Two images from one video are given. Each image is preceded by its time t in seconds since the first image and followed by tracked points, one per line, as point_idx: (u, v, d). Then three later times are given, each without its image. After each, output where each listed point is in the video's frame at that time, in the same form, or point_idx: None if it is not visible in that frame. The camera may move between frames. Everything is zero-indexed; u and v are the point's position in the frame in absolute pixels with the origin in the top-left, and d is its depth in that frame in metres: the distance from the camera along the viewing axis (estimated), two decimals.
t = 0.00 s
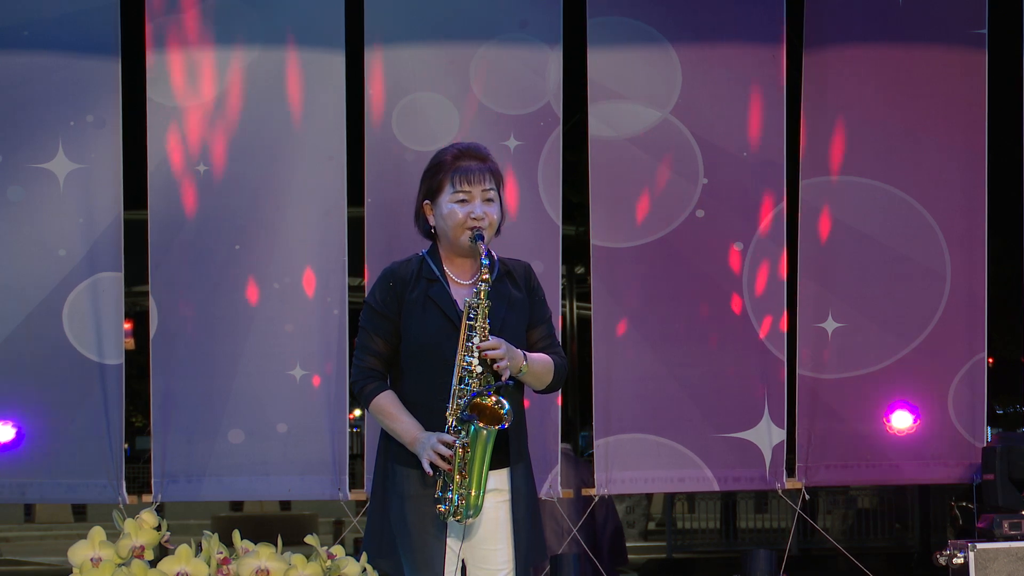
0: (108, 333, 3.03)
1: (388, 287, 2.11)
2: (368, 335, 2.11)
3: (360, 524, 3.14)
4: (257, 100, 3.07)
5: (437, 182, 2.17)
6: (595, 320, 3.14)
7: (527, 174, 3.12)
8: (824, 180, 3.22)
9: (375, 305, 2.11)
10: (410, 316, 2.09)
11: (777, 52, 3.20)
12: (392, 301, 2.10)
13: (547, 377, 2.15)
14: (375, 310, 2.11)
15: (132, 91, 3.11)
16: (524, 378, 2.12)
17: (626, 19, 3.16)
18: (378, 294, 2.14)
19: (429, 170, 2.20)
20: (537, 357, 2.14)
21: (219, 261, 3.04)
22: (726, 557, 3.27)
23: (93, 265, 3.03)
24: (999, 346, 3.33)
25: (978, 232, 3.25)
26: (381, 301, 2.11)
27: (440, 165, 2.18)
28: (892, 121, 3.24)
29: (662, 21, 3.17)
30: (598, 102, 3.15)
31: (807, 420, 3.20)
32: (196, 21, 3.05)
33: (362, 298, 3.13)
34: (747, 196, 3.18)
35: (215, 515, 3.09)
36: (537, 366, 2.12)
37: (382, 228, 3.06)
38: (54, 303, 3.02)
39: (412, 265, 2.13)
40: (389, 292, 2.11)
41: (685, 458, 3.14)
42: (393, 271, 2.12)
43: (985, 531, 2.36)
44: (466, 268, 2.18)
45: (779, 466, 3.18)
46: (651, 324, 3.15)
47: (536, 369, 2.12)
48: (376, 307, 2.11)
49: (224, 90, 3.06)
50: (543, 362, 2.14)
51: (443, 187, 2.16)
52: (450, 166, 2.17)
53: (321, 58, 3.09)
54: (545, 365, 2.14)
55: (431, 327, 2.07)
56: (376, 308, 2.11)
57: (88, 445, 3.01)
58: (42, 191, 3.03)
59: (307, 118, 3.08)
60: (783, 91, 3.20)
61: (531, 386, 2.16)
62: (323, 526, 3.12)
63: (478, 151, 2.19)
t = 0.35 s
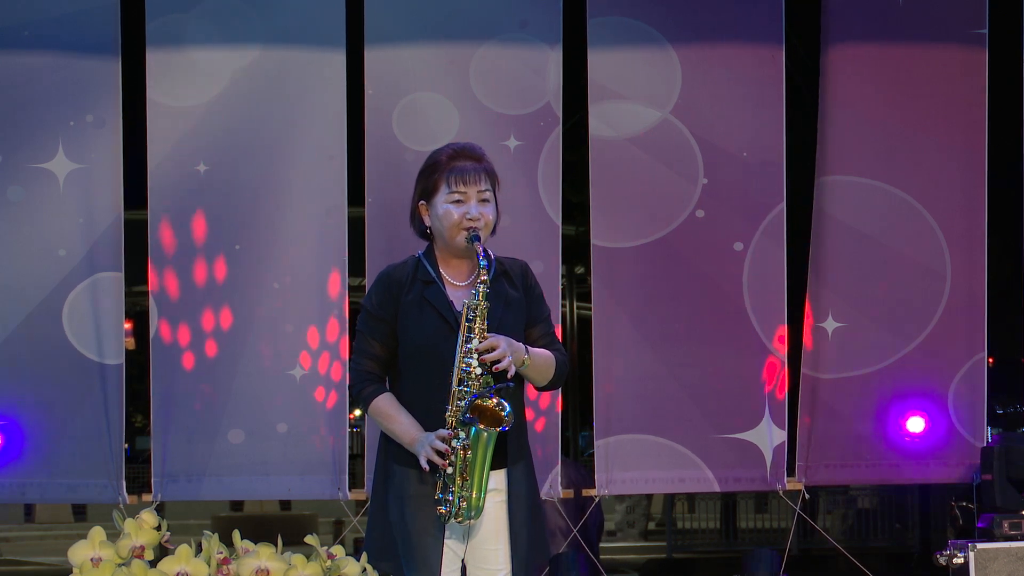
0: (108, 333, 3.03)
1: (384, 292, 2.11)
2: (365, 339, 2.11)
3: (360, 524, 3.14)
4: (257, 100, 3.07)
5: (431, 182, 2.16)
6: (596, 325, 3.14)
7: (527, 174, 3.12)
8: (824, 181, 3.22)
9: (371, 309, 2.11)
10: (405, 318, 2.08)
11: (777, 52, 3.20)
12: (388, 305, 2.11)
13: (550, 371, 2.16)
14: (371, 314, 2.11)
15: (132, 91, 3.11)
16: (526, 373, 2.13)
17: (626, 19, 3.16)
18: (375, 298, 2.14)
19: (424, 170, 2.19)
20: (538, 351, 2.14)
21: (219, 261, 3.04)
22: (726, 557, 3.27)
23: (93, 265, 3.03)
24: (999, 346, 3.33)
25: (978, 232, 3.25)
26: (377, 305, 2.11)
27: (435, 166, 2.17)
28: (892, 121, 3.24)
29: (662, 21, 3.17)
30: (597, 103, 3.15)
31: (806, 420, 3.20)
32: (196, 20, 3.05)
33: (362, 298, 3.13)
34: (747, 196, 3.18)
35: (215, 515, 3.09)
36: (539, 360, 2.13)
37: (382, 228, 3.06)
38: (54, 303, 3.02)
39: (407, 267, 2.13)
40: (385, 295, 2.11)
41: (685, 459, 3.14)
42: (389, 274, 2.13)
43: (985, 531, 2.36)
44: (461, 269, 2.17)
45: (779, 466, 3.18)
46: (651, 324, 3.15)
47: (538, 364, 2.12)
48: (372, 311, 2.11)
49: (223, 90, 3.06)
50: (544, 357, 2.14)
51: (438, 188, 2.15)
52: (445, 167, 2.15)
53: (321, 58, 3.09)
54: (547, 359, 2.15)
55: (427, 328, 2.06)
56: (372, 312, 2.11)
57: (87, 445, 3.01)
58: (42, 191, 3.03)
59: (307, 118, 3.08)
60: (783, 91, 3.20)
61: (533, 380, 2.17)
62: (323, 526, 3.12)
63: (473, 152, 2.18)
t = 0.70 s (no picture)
0: (108, 333, 3.03)
1: (381, 294, 2.11)
2: (364, 342, 2.11)
3: (360, 523, 3.15)
4: (256, 100, 3.07)
5: (429, 182, 2.16)
6: (595, 324, 3.14)
7: (527, 174, 3.12)
8: (825, 181, 3.22)
9: (369, 312, 2.12)
10: (403, 320, 2.08)
11: (777, 52, 3.20)
12: (386, 307, 2.11)
13: (547, 371, 2.15)
14: (369, 316, 2.11)
15: (132, 91, 3.11)
16: (524, 374, 2.12)
17: (626, 19, 3.16)
18: (373, 300, 2.14)
19: (421, 171, 2.19)
20: (536, 351, 2.14)
21: (219, 261, 3.04)
22: (726, 558, 3.27)
23: (93, 264, 3.03)
24: (999, 346, 3.33)
25: (978, 232, 3.25)
26: (374, 307, 2.11)
27: (433, 166, 2.17)
28: (892, 121, 3.24)
29: (662, 21, 3.17)
30: (597, 102, 3.15)
31: (806, 420, 3.20)
32: (196, 21, 3.05)
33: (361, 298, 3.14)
34: (747, 196, 3.18)
35: (215, 515, 3.09)
36: (536, 360, 2.12)
37: (382, 229, 3.06)
38: (54, 303, 3.02)
39: (405, 269, 2.13)
40: (382, 297, 2.11)
41: (685, 459, 3.14)
42: (386, 276, 2.13)
43: (985, 531, 2.37)
44: (458, 269, 2.17)
45: (778, 466, 3.18)
46: (651, 324, 3.15)
47: (535, 364, 2.12)
48: (370, 313, 2.12)
49: (223, 90, 3.06)
50: (542, 357, 2.14)
51: (435, 188, 2.15)
52: (442, 167, 2.15)
53: (321, 58, 3.09)
54: (545, 359, 2.15)
55: (425, 329, 2.06)
56: (370, 314, 2.11)
57: (86, 445, 3.01)
58: (42, 191, 3.03)
59: (307, 118, 3.08)
60: (783, 91, 3.20)
61: (529, 381, 2.16)
62: (324, 526, 3.12)
63: (470, 151, 2.18)
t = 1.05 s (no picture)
0: (108, 333, 3.03)
1: (379, 297, 2.12)
2: (364, 345, 2.12)
3: (361, 524, 3.15)
4: (256, 100, 3.07)
5: (426, 182, 2.16)
6: (601, 319, 3.14)
7: (527, 174, 3.12)
8: (825, 181, 3.22)
9: (368, 315, 2.12)
10: (401, 321, 2.09)
11: (777, 52, 3.20)
12: (385, 310, 2.11)
13: (549, 366, 2.15)
14: (368, 319, 2.12)
15: (132, 91, 3.11)
16: (525, 369, 2.12)
17: (625, 19, 3.16)
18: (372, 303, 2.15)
19: (419, 170, 2.19)
20: (537, 347, 2.13)
21: (219, 261, 3.04)
22: (726, 558, 3.27)
23: (93, 264, 3.03)
24: (999, 346, 3.33)
25: (978, 232, 3.25)
26: (373, 310, 2.12)
27: (430, 165, 2.17)
28: (892, 121, 3.24)
29: (662, 21, 3.17)
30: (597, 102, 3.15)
31: (805, 420, 3.20)
32: (196, 21, 3.05)
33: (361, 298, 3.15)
34: (747, 195, 3.18)
35: (215, 515, 3.10)
36: (537, 356, 2.12)
37: (382, 229, 3.06)
38: (54, 303, 3.02)
39: (403, 270, 2.13)
40: (381, 300, 2.12)
41: (685, 459, 3.15)
42: (384, 279, 2.13)
43: (984, 531, 2.37)
44: (457, 269, 2.16)
45: (778, 466, 3.18)
46: (651, 324, 3.15)
47: (536, 359, 2.11)
48: (369, 317, 2.12)
49: (223, 90, 3.06)
50: (543, 352, 2.13)
51: (433, 187, 2.15)
52: (439, 166, 2.16)
53: (321, 58, 3.09)
54: (545, 354, 2.14)
55: (423, 330, 2.06)
56: (370, 318, 2.12)
57: (86, 445, 3.01)
58: (42, 191, 3.03)
59: (307, 118, 3.08)
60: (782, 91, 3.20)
61: (533, 376, 2.16)
62: (324, 526, 3.14)
63: (467, 150, 2.18)
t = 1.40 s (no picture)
0: (108, 333, 3.03)
1: (385, 292, 2.11)
2: (367, 340, 2.11)
3: (360, 524, 3.14)
4: (257, 100, 3.07)
5: (436, 183, 2.16)
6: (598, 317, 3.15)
7: (527, 174, 3.12)
8: (825, 181, 3.22)
9: (373, 310, 2.12)
10: (407, 319, 2.08)
11: (777, 52, 3.20)
12: (390, 306, 2.11)
13: (552, 373, 2.17)
14: (373, 314, 2.11)
15: (132, 91, 3.11)
16: (528, 376, 2.14)
17: (625, 19, 3.16)
18: (377, 298, 2.14)
19: (428, 170, 2.19)
20: (540, 353, 2.15)
21: (219, 260, 3.04)
22: (726, 558, 3.27)
23: (93, 264, 3.03)
24: (1000, 346, 3.33)
25: (978, 232, 3.26)
26: (378, 305, 2.11)
27: (440, 166, 2.17)
28: (893, 121, 3.24)
29: (662, 21, 3.17)
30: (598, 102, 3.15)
31: (805, 420, 3.20)
32: (196, 21, 3.05)
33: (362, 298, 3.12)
34: (747, 195, 3.18)
35: (215, 515, 3.09)
36: (540, 362, 2.14)
37: (382, 229, 3.06)
38: (54, 303, 3.02)
39: (410, 268, 2.13)
40: (386, 296, 2.11)
41: (685, 459, 3.15)
42: (391, 275, 2.12)
43: (985, 531, 2.37)
44: (465, 269, 2.18)
45: (778, 466, 3.18)
46: (651, 324, 3.15)
47: (540, 365, 2.13)
48: (374, 312, 2.11)
49: (223, 90, 3.06)
50: (546, 359, 2.15)
51: (443, 187, 2.16)
52: (450, 167, 2.16)
53: (321, 58, 3.09)
54: (550, 360, 2.16)
55: (428, 329, 2.06)
56: (374, 313, 2.11)
57: (85, 445, 3.01)
58: (42, 191, 3.03)
59: (307, 118, 3.08)
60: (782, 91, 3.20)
61: (534, 383, 2.18)
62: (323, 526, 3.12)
63: (478, 151, 2.18)
